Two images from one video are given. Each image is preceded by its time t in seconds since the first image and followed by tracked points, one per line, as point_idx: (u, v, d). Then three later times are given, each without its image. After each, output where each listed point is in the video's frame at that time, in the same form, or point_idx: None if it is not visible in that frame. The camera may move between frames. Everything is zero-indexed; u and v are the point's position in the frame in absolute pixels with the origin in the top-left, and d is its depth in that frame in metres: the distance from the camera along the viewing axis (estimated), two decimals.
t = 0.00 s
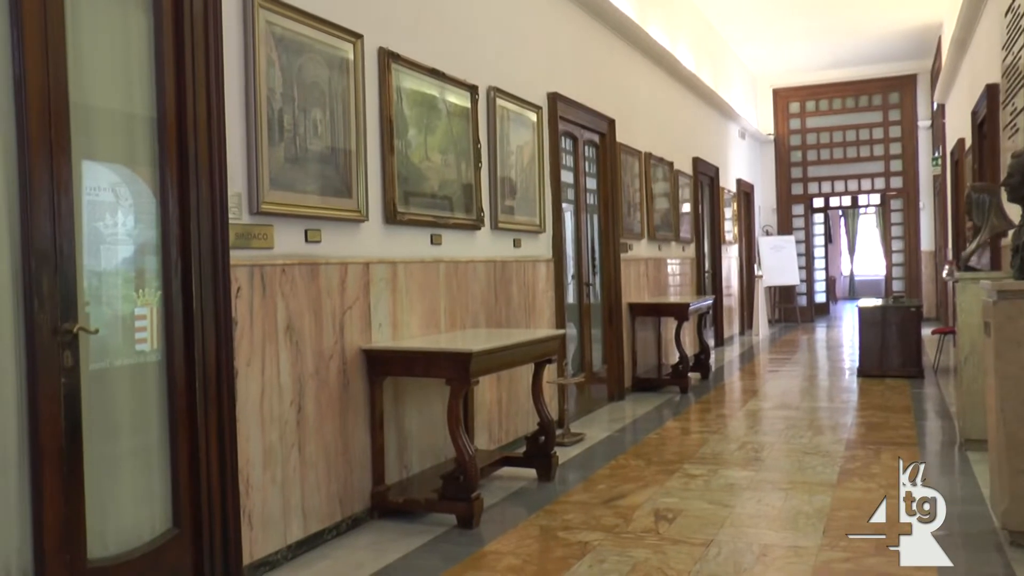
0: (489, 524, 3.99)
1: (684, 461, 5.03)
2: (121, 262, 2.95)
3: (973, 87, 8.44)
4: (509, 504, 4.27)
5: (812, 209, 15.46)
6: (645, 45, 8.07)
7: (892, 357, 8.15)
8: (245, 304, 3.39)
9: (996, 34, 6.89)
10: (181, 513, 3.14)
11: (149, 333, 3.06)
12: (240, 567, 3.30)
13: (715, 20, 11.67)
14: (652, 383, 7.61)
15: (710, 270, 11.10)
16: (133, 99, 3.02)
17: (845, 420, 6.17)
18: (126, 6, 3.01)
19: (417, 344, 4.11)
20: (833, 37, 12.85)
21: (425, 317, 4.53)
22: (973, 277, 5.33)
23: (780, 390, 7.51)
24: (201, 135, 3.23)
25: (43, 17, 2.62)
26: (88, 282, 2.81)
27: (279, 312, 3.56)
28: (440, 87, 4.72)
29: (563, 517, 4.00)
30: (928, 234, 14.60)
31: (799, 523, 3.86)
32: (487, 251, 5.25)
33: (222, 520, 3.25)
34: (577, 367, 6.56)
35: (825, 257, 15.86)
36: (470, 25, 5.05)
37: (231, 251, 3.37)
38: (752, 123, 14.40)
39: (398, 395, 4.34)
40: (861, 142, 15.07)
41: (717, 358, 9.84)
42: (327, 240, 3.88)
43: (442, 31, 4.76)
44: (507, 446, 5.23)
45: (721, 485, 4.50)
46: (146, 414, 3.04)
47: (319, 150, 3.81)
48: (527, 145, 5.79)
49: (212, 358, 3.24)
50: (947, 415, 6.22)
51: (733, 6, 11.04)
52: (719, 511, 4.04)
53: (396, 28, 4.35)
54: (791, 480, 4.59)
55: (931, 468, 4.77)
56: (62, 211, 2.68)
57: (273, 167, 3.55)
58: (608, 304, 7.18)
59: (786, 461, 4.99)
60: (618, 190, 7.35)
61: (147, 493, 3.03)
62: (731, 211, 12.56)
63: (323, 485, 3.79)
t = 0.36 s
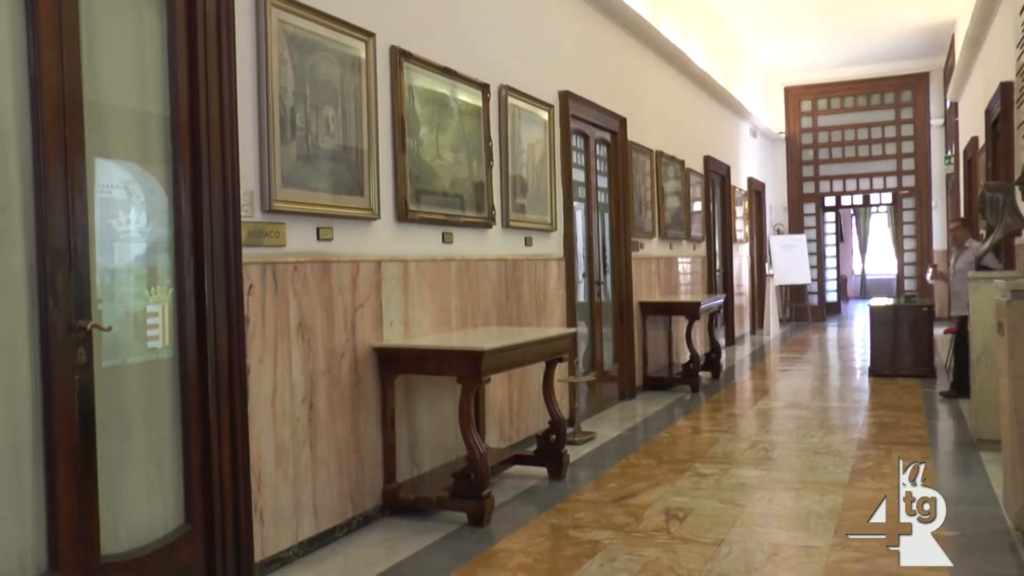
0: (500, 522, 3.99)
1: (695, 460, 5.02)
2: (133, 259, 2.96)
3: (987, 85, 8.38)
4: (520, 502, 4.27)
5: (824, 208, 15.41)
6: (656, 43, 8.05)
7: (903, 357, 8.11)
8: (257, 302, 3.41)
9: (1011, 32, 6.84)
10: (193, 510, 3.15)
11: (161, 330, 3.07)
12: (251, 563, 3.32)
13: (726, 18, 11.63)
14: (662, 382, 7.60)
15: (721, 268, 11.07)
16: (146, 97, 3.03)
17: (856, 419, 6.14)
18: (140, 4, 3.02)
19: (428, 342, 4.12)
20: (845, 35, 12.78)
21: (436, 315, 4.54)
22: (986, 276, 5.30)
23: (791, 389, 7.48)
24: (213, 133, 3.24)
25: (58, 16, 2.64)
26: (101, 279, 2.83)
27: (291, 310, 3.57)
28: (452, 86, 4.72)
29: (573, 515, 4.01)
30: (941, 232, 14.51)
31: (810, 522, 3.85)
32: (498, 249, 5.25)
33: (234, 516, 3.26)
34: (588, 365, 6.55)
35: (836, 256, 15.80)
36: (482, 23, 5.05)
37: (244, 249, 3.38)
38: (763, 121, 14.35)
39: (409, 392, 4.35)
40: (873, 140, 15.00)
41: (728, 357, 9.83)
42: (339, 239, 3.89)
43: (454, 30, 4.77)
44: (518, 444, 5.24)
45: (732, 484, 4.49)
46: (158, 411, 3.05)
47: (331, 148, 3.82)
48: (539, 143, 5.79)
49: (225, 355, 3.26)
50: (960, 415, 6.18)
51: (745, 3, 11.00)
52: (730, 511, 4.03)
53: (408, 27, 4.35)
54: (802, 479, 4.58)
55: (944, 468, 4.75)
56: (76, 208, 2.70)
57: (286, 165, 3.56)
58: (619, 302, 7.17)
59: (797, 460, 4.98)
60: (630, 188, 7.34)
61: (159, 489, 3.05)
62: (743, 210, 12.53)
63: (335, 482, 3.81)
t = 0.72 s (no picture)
0: (511, 521, 4.00)
1: (707, 459, 5.01)
2: (147, 257, 2.98)
3: (1002, 84, 8.32)
4: (532, 500, 4.27)
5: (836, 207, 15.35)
6: (668, 42, 8.04)
7: (915, 357, 8.08)
8: (269, 300, 3.43)
9: None
10: (205, 506, 3.17)
11: (174, 328, 3.09)
12: (264, 560, 3.34)
13: (739, 16, 11.60)
14: (674, 381, 7.59)
15: (732, 267, 11.05)
16: (160, 96, 3.04)
17: (868, 419, 6.12)
18: (154, 4, 3.03)
19: (439, 340, 4.13)
20: (858, 33, 12.72)
21: (447, 313, 4.55)
22: (1000, 276, 5.26)
23: (803, 389, 7.46)
24: (227, 132, 3.26)
25: (73, 15, 2.66)
26: (114, 277, 2.84)
27: (304, 308, 3.59)
28: (464, 84, 4.72)
29: (584, 514, 4.01)
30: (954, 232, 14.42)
31: (822, 522, 3.84)
32: (510, 248, 5.26)
33: (247, 512, 3.29)
34: (599, 364, 6.55)
35: (848, 255, 15.73)
36: (495, 22, 5.06)
37: (257, 247, 3.40)
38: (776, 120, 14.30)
39: (421, 390, 4.36)
40: (886, 139, 14.92)
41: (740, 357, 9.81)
42: (352, 237, 3.91)
43: (467, 29, 4.78)
44: (530, 442, 5.24)
45: (743, 483, 4.48)
46: (172, 408, 3.07)
47: (344, 147, 3.83)
48: (551, 142, 5.79)
49: (237, 352, 3.27)
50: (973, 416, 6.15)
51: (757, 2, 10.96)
52: (741, 510, 4.03)
53: (421, 26, 4.36)
54: (814, 479, 4.56)
55: (957, 469, 4.73)
56: (90, 207, 2.72)
57: (298, 163, 3.58)
58: (630, 301, 7.17)
59: (809, 460, 4.96)
60: (642, 187, 7.34)
61: (172, 486, 3.07)
62: (754, 209, 12.50)
63: (346, 480, 3.82)
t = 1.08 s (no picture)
0: (521, 519, 4.01)
1: (716, 458, 5.00)
2: (158, 253, 2.99)
3: (1015, 82, 8.27)
4: (542, 499, 4.28)
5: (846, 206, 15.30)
6: (679, 40, 8.02)
7: (926, 357, 8.04)
8: (280, 297, 3.44)
9: None
10: (216, 503, 3.19)
11: (185, 325, 3.09)
12: (273, 556, 3.35)
13: (749, 15, 11.58)
14: (684, 380, 7.58)
15: (742, 266, 11.03)
16: (172, 94, 3.05)
17: (878, 419, 6.10)
18: (167, 1, 3.04)
19: (449, 338, 4.13)
20: (870, 32, 12.66)
21: (458, 311, 4.56)
22: (1012, 276, 5.23)
23: (813, 388, 7.44)
24: (238, 129, 3.27)
25: (86, 12, 2.67)
26: (126, 274, 2.85)
27: (314, 305, 3.60)
28: (473, 81, 4.72)
29: (594, 513, 4.01)
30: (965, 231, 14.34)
31: (832, 522, 3.83)
32: (521, 246, 5.26)
33: (257, 508, 3.30)
34: (609, 363, 6.55)
35: (859, 254, 15.67)
36: (506, 20, 5.06)
37: (267, 245, 3.42)
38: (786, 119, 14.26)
39: (431, 388, 4.37)
40: (896, 138, 14.86)
41: (749, 356, 9.79)
42: (362, 235, 3.92)
43: (479, 27, 4.79)
44: (539, 441, 5.25)
45: (753, 483, 4.48)
46: (183, 405, 3.08)
47: (355, 145, 3.84)
48: (562, 140, 5.79)
49: (248, 349, 3.29)
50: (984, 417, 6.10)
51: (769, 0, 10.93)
52: (750, 510, 4.02)
53: (433, 24, 4.37)
54: (823, 479, 4.55)
55: (967, 470, 4.71)
56: (102, 203, 2.73)
57: (309, 161, 3.59)
58: (640, 300, 7.16)
59: (818, 460, 4.95)
60: (652, 185, 7.33)
61: (183, 482, 3.08)
62: (764, 208, 12.47)
63: (356, 477, 3.83)
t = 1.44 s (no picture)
0: (528, 518, 4.01)
1: (724, 458, 5.00)
2: (168, 252, 3.00)
3: None
4: (549, 498, 4.28)
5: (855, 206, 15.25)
6: (688, 40, 8.01)
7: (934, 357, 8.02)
8: (289, 296, 3.46)
9: None
10: (225, 500, 3.20)
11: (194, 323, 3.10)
12: (282, 554, 3.37)
13: (758, 14, 11.55)
14: (691, 380, 7.57)
15: (750, 266, 11.01)
16: (182, 93, 3.06)
17: (885, 420, 6.09)
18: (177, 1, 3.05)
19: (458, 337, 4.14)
20: (879, 31, 12.62)
21: (466, 310, 4.57)
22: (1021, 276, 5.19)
23: (821, 389, 7.43)
24: (247, 128, 3.28)
25: (96, 12, 2.68)
26: (135, 272, 2.87)
27: (323, 304, 3.62)
28: (482, 81, 4.72)
29: (602, 512, 4.01)
30: (975, 232, 14.28)
31: (839, 522, 3.83)
32: (529, 245, 5.27)
33: (265, 506, 3.32)
34: (616, 362, 6.55)
35: (868, 254, 15.63)
36: (516, 20, 5.07)
37: (277, 244, 3.43)
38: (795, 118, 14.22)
39: (439, 387, 4.38)
40: (906, 138, 14.80)
41: (757, 356, 9.77)
42: (371, 234, 3.93)
43: (488, 27, 4.79)
44: (547, 440, 5.25)
45: (760, 482, 4.48)
46: (192, 402, 3.09)
47: (364, 144, 3.85)
48: (570, 140, 5.79)
49: (257, 348, 3.30)
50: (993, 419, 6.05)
51: None
52: (758, 509, 4.02)
53: (442, 24, 4.38)
54: (831, 479, 4.55)
55: (975, 471, 4.70)
56: (112, 202, 2.74)
57: (319, 160, 3.60)
58: (648, 299, 7.16)
59: (826, 460, 4.94)
60: (661, 185, 7.33)
61: (192, 480, 3.09)
62: (773, 207, 12.44)
63: (364, 475, 3.85)
